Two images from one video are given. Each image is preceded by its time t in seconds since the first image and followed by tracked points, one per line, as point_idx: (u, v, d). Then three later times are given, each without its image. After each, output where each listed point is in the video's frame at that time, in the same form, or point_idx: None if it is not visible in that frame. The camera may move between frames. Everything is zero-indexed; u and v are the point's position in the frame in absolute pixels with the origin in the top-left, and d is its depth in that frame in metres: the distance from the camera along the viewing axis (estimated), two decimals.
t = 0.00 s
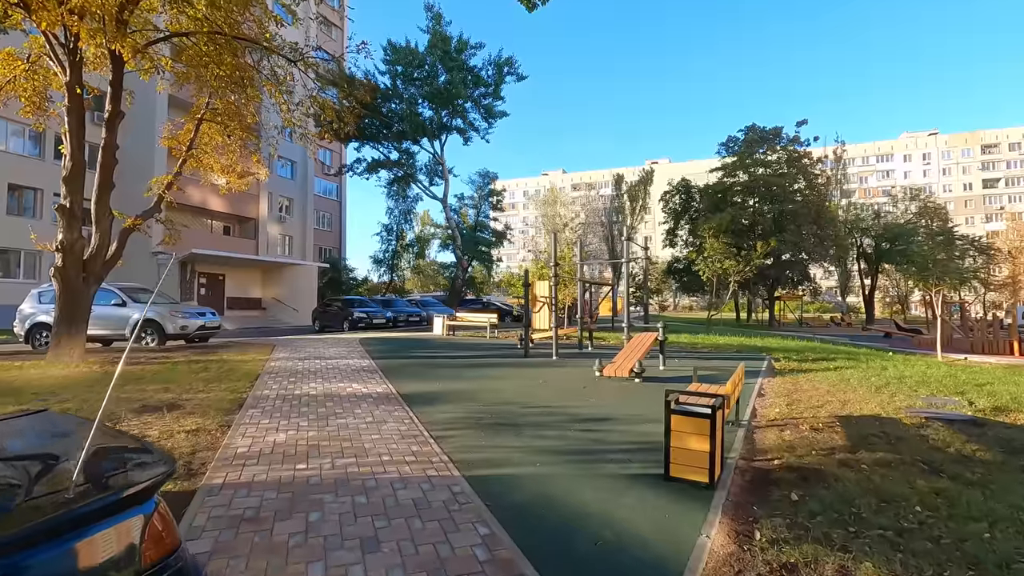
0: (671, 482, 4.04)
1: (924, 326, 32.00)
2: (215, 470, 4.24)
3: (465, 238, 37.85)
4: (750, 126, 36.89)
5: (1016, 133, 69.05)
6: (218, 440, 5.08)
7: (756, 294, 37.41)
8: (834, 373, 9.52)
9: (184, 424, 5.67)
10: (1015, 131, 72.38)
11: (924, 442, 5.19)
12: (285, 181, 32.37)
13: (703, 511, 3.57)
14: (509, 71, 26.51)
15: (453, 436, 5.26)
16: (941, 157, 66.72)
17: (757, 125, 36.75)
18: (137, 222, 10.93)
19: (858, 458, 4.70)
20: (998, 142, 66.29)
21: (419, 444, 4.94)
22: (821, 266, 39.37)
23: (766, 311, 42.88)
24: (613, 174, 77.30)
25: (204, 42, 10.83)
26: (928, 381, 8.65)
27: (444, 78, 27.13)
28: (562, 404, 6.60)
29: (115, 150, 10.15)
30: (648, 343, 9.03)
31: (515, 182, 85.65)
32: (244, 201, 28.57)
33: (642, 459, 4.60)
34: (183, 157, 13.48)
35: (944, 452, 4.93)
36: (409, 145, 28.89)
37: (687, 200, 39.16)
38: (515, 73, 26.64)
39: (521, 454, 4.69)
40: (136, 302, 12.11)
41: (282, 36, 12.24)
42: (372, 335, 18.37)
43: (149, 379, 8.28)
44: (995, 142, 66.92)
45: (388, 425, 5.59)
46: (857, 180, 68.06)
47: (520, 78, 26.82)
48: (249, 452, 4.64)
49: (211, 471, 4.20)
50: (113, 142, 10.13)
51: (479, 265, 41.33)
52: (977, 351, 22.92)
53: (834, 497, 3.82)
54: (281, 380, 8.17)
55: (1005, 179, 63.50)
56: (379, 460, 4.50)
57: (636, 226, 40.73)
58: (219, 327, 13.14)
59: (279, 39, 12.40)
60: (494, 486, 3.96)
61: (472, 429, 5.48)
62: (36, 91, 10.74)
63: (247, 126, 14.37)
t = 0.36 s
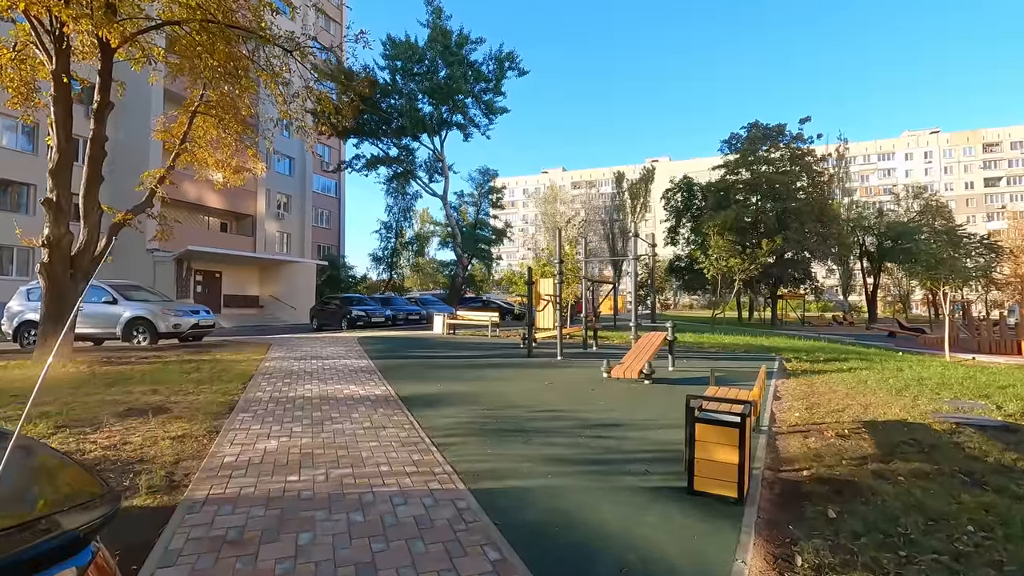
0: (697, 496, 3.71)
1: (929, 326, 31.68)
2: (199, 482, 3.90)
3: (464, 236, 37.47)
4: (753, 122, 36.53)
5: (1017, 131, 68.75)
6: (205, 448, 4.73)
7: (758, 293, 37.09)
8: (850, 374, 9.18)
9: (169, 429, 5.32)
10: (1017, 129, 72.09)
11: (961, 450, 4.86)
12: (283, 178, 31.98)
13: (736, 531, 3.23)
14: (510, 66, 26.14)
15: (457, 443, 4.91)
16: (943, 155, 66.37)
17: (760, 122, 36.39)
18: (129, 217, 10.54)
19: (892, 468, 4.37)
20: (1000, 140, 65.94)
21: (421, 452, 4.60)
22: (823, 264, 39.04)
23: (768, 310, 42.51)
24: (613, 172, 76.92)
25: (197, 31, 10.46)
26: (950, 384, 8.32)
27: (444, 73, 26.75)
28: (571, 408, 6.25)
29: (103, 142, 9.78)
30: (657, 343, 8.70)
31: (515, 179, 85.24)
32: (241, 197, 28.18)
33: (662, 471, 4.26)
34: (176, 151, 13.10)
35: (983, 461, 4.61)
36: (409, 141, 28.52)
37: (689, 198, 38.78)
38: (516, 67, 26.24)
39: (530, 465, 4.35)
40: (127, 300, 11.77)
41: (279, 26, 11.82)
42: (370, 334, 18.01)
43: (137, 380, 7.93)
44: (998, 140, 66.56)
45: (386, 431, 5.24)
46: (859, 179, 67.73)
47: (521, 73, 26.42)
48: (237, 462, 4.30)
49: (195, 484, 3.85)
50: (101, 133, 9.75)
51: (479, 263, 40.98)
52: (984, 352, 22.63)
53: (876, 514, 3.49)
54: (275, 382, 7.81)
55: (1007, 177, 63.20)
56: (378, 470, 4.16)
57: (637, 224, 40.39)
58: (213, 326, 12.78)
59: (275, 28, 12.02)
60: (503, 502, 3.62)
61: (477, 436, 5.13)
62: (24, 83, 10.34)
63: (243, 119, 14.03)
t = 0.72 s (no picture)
0: (732, 522, 3.36)
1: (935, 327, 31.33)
2: (184, 505, 3.54)
3: (464, 235, 37.10)
4: (757, 121, 36.16)
5: (1020, 131, 68.45)
6: (192, 463, 4.36)
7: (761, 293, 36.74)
8: (870, 379, 8.83)
9: (157, 441, 4.96)
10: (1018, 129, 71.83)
11: (1007, 467, 4.52)
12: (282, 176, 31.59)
13: (782, 565, 2.89)
14: (512, 62, 25.76)
15: (465, 458, 4.56)
16: (944, 155, 66.05)
17: (764, 120, 36.02)
18: (121, 214, 10.12)
19: (938, 487, 4.03)
20: (1002, 139, 65.64)
21: (426, 469, 4.25)
22: (826, 264, 38.71)
23: (771, 310, 42.16)
24: (613, 171, 76.57)
25: (192, 22, 10.08)
26: (974, 389, 7.98)
27: (445, 69, 26.37)
28: (583, 417, 5.90)
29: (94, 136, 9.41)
30: (670, 346, 8.33)
31: (515, 178, 84.83)
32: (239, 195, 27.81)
33: (689, 491, 3.90)
34: (170, 146, 12.69)
35: None
36: (410, 139, 28.14)
37: (692, 197, 38.42)
38: (519, 64, 25.85)
39: (545, 484, 4.00)
40: (119, 300, 11.42)
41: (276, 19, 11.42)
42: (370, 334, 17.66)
43: (127, 384, 7.56)
44: (1000, 140, 66.25)
45: (389, 444, 4.89)
46: (861, 178, 67.41)
47: (524, 70, 26.03)
48: (226, 480, 3.94)
49: (179, 507, 3.50)
50: (91, 127, 9.39)
51: (479, 262, 40.62)
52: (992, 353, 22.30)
53: (933, 545, 3.15)
54: (270, 387, 7.46)
55: (1009, 177, 62.91)
56: (381, 490, 3.81)
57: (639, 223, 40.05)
58: (208, 327, 12.44)
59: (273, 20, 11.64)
60: (520, 529, 3.27)
61: (486, 450, 4.78)
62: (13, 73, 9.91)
63: (240, 114, 13.63)
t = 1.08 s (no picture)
0: (762, 540, 3.06)
1: (936, 326, 31.10)
2: (159, 522, 3.20)
3: (462, 231, 36.75)
4: (758, 117, 35.85)
5: (1018, 130, 68.38)
6: (173, 473, 4.01)
7: (761, 291, 36.49)
8: (885, 380, 8.53)
9: (136, 448, 4.61)
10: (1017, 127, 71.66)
11: None
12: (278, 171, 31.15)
13: None
14: (512, 56, 25.38)
15: (468, 467, 4.23)
16: (944, 153, 65.88)
17: (765, 117, 35.72)
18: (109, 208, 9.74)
19: (980, 500, 3.74)
20: (1002, 137, 65.48)
21: (427, 479, 3.94)
22: (827, 262, 38.47)
23: (771, 309, 41.93)
24: (613, 169, 76.21)
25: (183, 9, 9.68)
26: (994, 391, 7.68)
27: (444, 63, 25.98)
28: (592, 421, 5.58)
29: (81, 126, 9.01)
30: (678, 346, 8.02)
31: (513, 175, 84.37)
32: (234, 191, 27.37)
33: (714, 504, 3.58)
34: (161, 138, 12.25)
35: None
36: (408, 134, 27.75)
37: (692, 194, 38.16)
38: (519, 58, 25.46)
39: (556, 497, 3.68)
40: (108, 296, 11.06)
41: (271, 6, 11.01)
42: (367, 332, 17.31)
43: (111, 385, 7.21)
44: (999, 138, 66.13)
45: (386, 450, 4.56)
46: (859, 177, 67.27)
47: (524, 64, 25.66)
48: (208, 492, 3.60)
49: (153, 524, 3.16)
50: (77, 118, 9.00)
51: (477, 259, 40.32)
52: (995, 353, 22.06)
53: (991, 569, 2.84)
54: (262, 388, 7.12)
55: (1008, 175, 62.85)
56: (378, 503, 3.49)
57: (638, 221, 39.76)
58: (200, 324, 12.07)
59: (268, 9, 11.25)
60: (532, 548, 2.96)
61: (491, 458, 4.45)
62: None
63: (232, 106, 13.21)
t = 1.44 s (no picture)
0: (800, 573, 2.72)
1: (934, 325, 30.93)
2: (119, 554, 2.82)
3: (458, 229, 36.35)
4: (757, 115, 35.54)
5: (1013, 129, 68.57)
6: (140, 494, 3.61)
7: (758, 289, 36.21)
8: (899, 384, 8.21)
9: (105, 463, 4.21)
10: (1013, 126, 71.77)
11: None
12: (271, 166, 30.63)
13: None
14: (510, 51, 24.96)
15: (469, 485, 3.86)
16: (939, 152, 65.88)
17: (764, 115, 35.40)
18: (89, 202, 9.31)
19: None
20: (997, 137, 65.63)
21: (422, 499, 3.57)
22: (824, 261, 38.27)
23: (768, 308, 41.69)
24: (609, 167, 75.80)
25: None
26: (1015, 396, 7.38)
27: (440, 58, 25.53)
28: (599, 430, 5.22)
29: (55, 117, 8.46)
30: (686, 348, 7.68)
31: (509, 173, 83.74)
32: (226, 187, 26.83)
33: (740, 529, 3.24)
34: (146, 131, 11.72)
35: None
36: (403, 130, 27.31)
37: (690, 192, 37.85)
38: (516, 52, 25.06)
39: (567, 521, 3.32)
40: (90, 294, 10.62)
41: None
42: (361, 332, 16.89)
43: (87, 389, 6.80)
44: (994, 138, 66.29)
45: (378, 465, 4.19)
46: (855, 176, 67.22)
47: (521, 59, 25.25)
48: (179, 518, 3.22)
49: (113, 557, 2.79)
50: (54, 106, 8.57)
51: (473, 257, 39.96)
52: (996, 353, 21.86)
53: None
54: (247, 393, 6.73)
55: (1003, 175, 63.02)
56: (368, 529, 3.12)
57: (635, 219, 39.38)
58: (188, 323, 11.64)
59: None
60: None
61: (493, 474, 4.09)
62: None
63: (221, 98, 12.68)
